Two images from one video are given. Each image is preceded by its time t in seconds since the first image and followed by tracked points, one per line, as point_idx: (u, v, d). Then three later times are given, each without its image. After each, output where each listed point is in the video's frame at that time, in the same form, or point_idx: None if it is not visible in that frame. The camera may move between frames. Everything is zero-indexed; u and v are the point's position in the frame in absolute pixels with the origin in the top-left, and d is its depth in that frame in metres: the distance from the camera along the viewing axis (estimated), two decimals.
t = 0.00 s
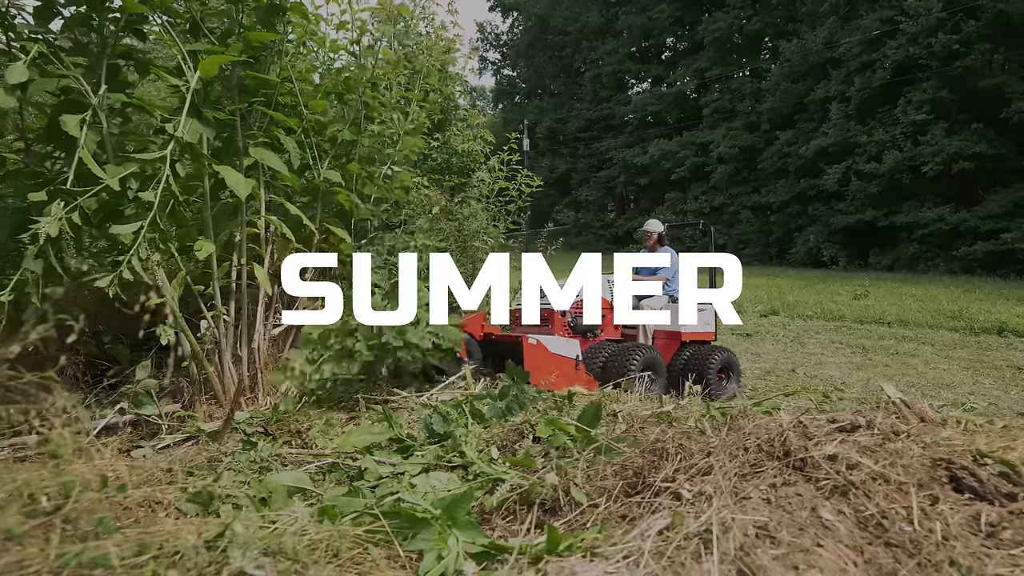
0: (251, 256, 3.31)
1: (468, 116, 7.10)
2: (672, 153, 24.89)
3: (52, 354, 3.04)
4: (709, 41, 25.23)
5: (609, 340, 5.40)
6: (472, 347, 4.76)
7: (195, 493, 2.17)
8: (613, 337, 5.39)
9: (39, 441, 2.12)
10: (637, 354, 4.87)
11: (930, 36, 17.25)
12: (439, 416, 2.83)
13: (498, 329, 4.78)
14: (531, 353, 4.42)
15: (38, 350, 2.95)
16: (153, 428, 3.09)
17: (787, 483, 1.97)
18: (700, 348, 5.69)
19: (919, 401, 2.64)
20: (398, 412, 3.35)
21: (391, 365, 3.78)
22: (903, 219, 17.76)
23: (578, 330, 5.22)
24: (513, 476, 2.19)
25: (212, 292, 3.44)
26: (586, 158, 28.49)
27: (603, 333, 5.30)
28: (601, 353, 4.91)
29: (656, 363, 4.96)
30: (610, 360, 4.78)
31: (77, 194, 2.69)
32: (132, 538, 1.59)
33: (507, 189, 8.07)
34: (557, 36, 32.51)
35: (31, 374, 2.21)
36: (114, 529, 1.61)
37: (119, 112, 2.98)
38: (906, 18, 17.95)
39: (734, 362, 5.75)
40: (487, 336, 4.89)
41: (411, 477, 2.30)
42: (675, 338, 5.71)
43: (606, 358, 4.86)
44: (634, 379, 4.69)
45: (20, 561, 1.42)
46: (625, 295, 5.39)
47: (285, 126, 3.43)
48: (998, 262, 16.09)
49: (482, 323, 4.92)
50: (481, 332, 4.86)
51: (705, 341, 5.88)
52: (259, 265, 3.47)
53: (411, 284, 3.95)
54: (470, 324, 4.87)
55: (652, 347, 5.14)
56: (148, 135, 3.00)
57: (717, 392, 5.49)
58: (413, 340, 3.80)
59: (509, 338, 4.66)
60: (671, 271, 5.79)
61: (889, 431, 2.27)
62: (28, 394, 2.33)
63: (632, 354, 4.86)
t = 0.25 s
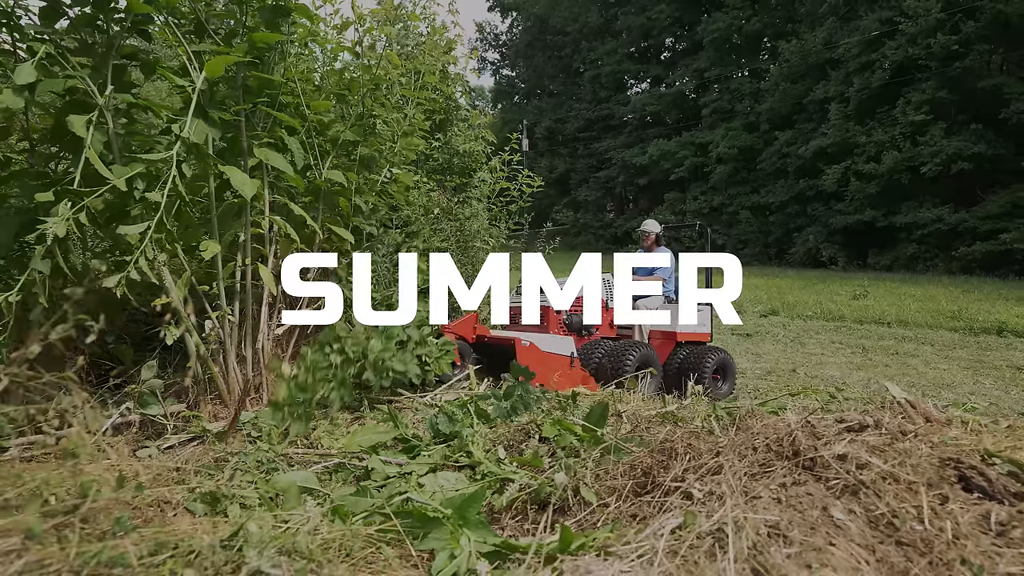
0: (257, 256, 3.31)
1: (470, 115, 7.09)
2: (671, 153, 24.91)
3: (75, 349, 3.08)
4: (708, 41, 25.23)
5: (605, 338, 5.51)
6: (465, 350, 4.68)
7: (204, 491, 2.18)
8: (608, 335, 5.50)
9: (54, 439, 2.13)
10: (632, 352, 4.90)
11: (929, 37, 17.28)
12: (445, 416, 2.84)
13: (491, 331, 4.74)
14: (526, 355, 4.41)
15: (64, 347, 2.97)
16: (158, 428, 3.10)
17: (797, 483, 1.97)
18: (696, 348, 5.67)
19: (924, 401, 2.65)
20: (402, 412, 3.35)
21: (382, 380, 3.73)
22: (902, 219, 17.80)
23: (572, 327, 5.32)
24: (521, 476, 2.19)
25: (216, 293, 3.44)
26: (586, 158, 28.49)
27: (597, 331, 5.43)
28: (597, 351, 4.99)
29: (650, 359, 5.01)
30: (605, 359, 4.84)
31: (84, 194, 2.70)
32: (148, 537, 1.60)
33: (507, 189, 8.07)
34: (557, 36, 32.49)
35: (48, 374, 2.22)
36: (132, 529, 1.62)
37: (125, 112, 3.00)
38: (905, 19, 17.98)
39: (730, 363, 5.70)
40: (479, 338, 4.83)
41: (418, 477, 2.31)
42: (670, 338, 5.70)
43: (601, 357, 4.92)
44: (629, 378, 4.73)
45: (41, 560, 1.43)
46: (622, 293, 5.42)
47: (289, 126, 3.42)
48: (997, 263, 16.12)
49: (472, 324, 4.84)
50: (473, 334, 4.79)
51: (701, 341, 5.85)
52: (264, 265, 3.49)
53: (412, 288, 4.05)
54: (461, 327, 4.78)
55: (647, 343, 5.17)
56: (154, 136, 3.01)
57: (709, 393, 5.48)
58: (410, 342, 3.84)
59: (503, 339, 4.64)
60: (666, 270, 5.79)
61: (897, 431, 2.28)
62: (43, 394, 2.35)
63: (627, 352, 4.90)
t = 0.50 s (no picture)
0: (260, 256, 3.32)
1: (471, 115, 7.09)
2: (671, 153, 24.92)
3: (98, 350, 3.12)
4: (707, 41, 25.24)
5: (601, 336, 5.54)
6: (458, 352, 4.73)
7: (214, 490, 2.19)
8: (603, 334, 5.54)
9: (69, 439, 2.13)
10: (627, 351, 4.88)
11: (928, 37, 17.30)
12: (451, 416, 2.85)
13: (485, 333, 4.78)
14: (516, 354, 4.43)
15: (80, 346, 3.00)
16: (164, 428, 3.11)
17: (806, 482, 1.99)
18: (691, 349, 5.69)
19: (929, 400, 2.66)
20: (407, 412, 3.36)
21: (376, 391, 3.69)
22: (901, 219, 17.83)
23: (568, 325, 5.31)
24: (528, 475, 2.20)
25: (221, 293, 3.44)
26: (585, 158, 28.48)
27: (594, 330, 5.45)
28: (593, 350, 5.01)
29: (646, 358, 4.98)
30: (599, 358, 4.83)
31: (91, 195, 2.71)
32: (165, 536, 1.61)
33: (508, 189, 8.09)
34: (556, 36, 32.46)
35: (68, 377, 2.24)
36: (149, 528, 1.63)
37: (131, 112, 3.00)
38: (904, 19, 18.00)
39: (726, 363, 5.68)
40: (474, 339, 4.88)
41: (426, 476, 2.31)
42: (667, 338, 5.73)
43: (597, 357, 4.93)
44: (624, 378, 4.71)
45: (63, 559, 1.44)
46: (622, 293, 5.40)
47: (293, 126, 3.42)
48: (996, 263, 16.15)
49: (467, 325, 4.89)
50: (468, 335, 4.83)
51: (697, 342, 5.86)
52: (268, 266, 3.50)
53: (411, 289, 4.10)
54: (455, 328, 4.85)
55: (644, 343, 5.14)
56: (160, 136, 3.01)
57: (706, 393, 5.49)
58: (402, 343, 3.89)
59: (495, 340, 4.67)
60: (662, 269, 5.79)
61: (904, 430, 2.29)
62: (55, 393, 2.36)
63: (622, 352, 4.88)
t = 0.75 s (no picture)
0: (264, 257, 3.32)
1: (472, 115, 7.08)
2: (670, 153, 24.92)
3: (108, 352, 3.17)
4: (706, 41, 25.23)
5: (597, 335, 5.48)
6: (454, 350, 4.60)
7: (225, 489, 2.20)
8: (600, 333, 5.49)
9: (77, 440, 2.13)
10: (625, 350, 4.85)
11: (927, 37, 17.31)
12: (455, 416, 2.87)
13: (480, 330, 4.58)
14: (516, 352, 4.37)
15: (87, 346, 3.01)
16: (167, 428, 3.11)
17: (813, 481, 1.99)
18: (688, 349, 5.64)
19: (932, 399, 2.66)
20: (412, 413, 3.36)
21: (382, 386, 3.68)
22: (900, 220, 17.84)
23: (565, 324, 5.17)
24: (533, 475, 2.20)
25: (224, 293, 3.44)
26: (584, 158, 28.47)
27: (589, 329, 5.36)
28: (590, 349, 4.95)
29: (644, 358, 4.96)
30: (598, 357, 4.80)
31: (97, 195, 2.71)
32: (181, 536, 1.62)
33: (509, 189, 8.09)
34: (555, 36, 32.42)
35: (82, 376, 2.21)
36: (170, 531, 1.64)
37: (136, 113, 3.00)
38: (903, 19, 18.00)
39: (723, 363, 5.67)
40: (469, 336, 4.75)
41: (432, 477, 2.31)
42: (664, 338, 5.71)
43: (593, 355, 4.86)
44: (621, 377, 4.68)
45: (81, 560, 1.45)
46: (621, 292, 5.36)
47: (297, 126, 3.41)
48: (995, 263, 16.16)
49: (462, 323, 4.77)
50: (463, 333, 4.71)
51: (694, 342, 5.87)
52: (271, 266, 3.51)
53: (412, 288, 4.17)
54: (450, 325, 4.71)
55: (641, 342, 5.11)
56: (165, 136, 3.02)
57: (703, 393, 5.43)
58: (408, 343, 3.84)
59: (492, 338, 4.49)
60: (659, 267, 5.78)
61: (911, 431, 2.29)
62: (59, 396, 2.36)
63: (620, 351, 4.84)
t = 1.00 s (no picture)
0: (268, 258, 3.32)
1: (472, 115, 7.08)
2: (670, 153, 24.92)
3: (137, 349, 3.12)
4: (705, 41, 25.24)
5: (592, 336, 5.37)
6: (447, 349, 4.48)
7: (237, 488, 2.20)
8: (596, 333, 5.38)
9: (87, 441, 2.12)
10: (620, 350, 4.84)
11: (927, 37, 17.32)
12: (460, 416, 2.87)
13: (475, 328, 4.52)
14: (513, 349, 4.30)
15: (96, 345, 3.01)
16: (172, 428, 3.11)
17: (822, 481, 2.00)
18: (684, 351, 5.65)
19: (937, 399, 2.67)
20: (416, 412, 3.36)
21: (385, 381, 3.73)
22: (900, 220, 17.85)
23: (562, 322, 5.11)
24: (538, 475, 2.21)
25: (229, 294, 3.45)
26: (584, 158, 28.47)
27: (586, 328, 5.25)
28: (585, 349, 4.94)
29: (639, 357, 4.96)
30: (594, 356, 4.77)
31: (104, 196, 2.72)
32: (198, 536, 1.64)
33: (510, 189, 8.10)
34: (554, 36, 32.39)
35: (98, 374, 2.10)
36: (187, 532, 1.65)
37: (141, 113, 3.01)
38: (903, 19, 18.01)
39: (719, 364, 5.70)
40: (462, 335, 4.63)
41: (439, 477, 2.32)
42: (659, 340, 5.66)
43: (588, 355, 4.86)
44: (617, 377, 4.69)
45: (103, 561, 1.46)
46: (621, 291, 5.34)
47: (300, 126, 3.42)
48: (995, 263, 16.17)
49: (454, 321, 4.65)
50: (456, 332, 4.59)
51: (690, 344, 5.85)
52: (275, 266, 3.52)
53: (412, 287, 4.07)
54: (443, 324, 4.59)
55: (636, 342, 5.11)
56: (171, 137, 3.03)
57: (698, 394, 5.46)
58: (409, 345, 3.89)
59: (487, 336, 4.43)
60: (656, 267, 5.77)
61: (918, 431, 2.30)
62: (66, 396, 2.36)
63: (615, 351, 4.84)
